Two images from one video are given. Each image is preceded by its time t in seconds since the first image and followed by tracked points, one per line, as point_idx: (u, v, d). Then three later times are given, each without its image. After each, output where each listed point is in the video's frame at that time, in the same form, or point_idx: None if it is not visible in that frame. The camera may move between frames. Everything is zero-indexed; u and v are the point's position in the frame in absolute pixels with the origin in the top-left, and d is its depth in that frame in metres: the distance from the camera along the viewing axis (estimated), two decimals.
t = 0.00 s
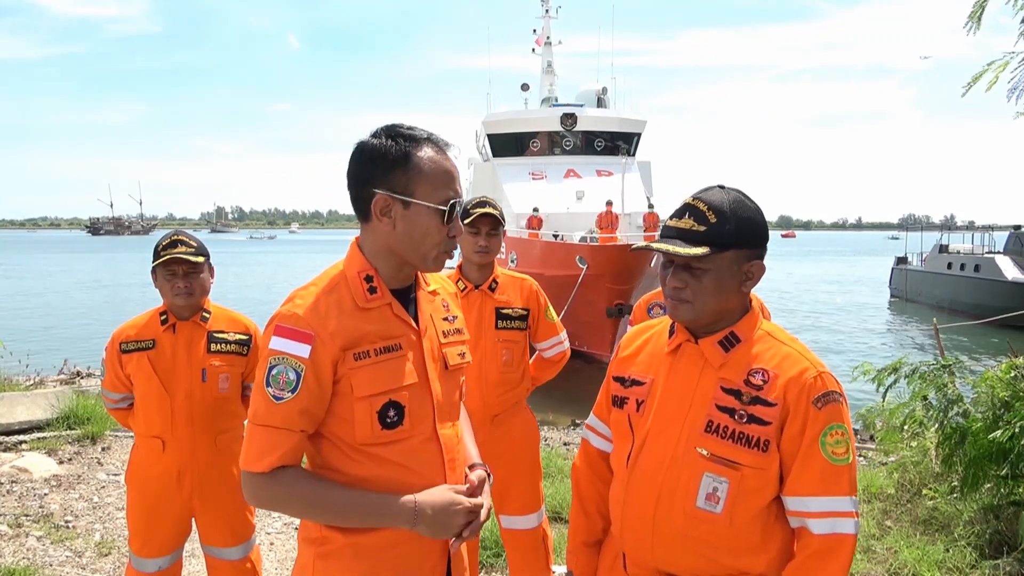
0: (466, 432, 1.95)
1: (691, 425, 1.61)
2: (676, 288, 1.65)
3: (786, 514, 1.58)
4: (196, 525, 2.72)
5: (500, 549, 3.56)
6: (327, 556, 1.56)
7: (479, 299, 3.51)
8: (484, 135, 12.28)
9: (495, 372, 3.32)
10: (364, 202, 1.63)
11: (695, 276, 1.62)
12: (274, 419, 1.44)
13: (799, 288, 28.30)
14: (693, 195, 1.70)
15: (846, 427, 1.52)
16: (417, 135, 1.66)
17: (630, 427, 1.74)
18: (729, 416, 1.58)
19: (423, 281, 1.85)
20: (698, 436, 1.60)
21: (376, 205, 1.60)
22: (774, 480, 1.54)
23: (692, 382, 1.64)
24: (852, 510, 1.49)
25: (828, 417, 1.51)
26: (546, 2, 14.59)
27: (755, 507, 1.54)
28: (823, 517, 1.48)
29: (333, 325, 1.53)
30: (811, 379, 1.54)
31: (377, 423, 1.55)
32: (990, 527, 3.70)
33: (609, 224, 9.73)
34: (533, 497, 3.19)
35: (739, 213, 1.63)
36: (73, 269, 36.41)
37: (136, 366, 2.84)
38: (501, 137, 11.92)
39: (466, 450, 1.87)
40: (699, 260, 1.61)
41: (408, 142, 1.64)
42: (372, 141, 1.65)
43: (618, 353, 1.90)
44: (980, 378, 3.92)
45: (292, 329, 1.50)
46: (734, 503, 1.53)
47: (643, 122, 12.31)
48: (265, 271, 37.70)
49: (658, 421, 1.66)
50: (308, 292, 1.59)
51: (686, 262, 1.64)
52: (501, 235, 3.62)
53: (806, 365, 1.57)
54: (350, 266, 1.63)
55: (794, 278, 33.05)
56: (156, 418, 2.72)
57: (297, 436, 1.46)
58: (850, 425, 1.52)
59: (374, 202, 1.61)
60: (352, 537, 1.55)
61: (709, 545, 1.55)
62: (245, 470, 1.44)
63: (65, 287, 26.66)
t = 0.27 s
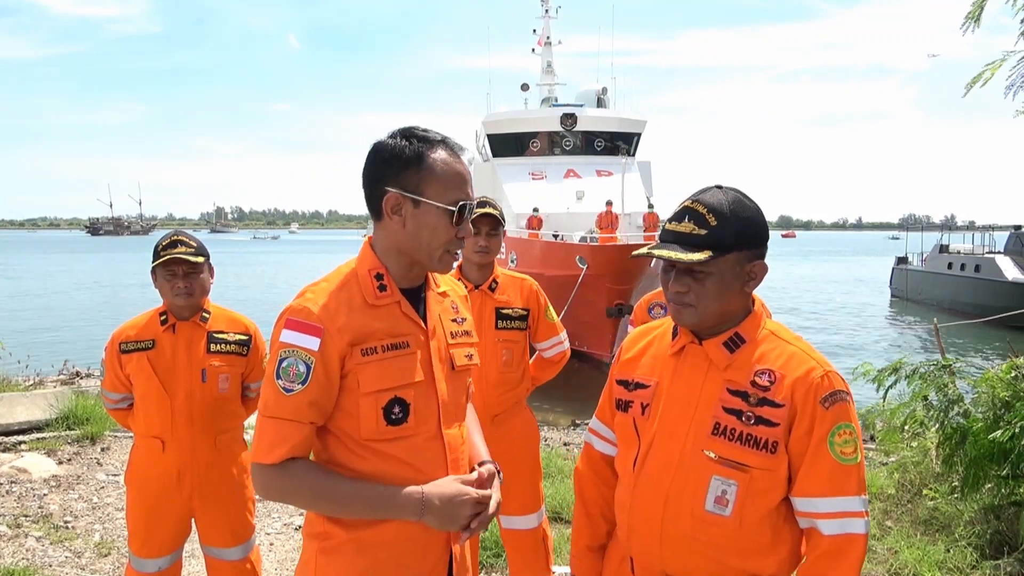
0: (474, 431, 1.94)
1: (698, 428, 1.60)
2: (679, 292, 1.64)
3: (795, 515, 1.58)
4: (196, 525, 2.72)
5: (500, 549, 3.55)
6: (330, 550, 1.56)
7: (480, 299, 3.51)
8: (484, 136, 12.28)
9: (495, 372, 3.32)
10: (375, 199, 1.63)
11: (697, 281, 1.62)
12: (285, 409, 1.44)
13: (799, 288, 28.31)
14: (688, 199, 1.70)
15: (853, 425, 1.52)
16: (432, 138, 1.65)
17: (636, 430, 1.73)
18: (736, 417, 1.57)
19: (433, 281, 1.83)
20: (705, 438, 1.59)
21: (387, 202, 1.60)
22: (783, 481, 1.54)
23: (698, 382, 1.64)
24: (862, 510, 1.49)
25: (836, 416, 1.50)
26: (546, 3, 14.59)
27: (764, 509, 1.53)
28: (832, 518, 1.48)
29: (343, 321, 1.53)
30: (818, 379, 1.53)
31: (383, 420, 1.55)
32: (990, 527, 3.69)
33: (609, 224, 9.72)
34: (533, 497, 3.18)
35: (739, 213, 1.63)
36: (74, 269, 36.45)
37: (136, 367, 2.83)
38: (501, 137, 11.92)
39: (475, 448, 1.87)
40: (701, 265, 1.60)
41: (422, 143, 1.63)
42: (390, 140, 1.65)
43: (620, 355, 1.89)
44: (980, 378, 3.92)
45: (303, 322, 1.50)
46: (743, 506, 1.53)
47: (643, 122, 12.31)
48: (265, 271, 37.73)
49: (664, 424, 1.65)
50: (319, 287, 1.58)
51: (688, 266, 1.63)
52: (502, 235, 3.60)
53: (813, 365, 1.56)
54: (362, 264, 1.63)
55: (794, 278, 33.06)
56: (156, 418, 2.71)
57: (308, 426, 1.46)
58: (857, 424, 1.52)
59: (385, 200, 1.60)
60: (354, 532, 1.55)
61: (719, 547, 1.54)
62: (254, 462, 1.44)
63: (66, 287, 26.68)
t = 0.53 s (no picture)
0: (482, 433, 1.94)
1: (706, 429, 1.60)
2: (694, 287, 1.62)
3: (803, 514, 1.59)
4: (196, 525, 2.72)
5: (500, 550, 3.55)
6: (337, 548, 1.56)
7: (480, 299, 3.51)
8: (484, 136, 12.28)
9: (496, 372, 3.32)
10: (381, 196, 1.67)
11: (712, 275, 1.60)
12: (303, 403, 1.45)
13: (799, 288, 28.31)
14: (697, 192, 1.68)
15: (860, 423, 1.52)
16: (441, 138, 1.66)
17: (640, 433, 1.72)
18: (743, 418, 1.57)
19: (444, 284, 1.84)
20: (712, 440, 1.59)
21: (386, 197, 1.64)
22: (792, 481, 1.54)
23: (705, 383, 1.63)
24: (870, 508, 1.50)
25: (843, 415, 1.51)
26: (546, 2, 14.58)
27: (774, 509, 1.53)
28: (842, 517, 1.48)
29: (357, 315, 1.54)
30: (824, 377, 1.54)
31: (393, 417, 1.55)
32: (990, 527, 3.69)
33: (609, 224, 9.71)
34: (534, 497, 3.19)
35: (748, 208, 1.63)
36: (73, 269, 36.45)
37: (136, 367, 2.83)
38: (501, 137, 11.92)
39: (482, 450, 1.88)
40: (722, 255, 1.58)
41: (429, 143, 1.65)
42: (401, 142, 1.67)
43: (620, 357, 1.88)
44: (981, 378, 3.91)
45: (318, 316, 1.51)
46: (753, 506, 1.53)
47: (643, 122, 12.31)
48: (265, 271, 37.74)
49: (672, 426, 1.65)
50: (335, 283, 1.59)
51: (702, 260, 1.61)
52: (501, 235, 3.60)
53: (818, 364, 1.56)
54: (375, 262, 1.64)
55: (794, 278, 33.05)
56: (156, 418, 2.71)
57: (322, 418, 1.46)
58: (863, 422, 1.53)
59: (386, 195, 1.64)
60: (360, 530, 1.56)
61: (729, 549, 1.54)
62: (270, 455, 1.45)
63: (66, 287, 26.70)
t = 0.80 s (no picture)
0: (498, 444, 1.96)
1: (709, 427, 1.60)
2: (699, 282, 1.61)
3: (806, 512, 1.59)
4: (196, 525, 2.72)
5: (500, 550, 3.55)
6: (331, 542, 1.57)
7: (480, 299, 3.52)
8: (484, 136, 12.28)
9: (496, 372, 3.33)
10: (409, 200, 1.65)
11: (718, 270, 1.60)
12: (314, 386, 1.48)
13: (799, 288, 28.31)
14: (702, 188, 1.69)
15: (861, 418, 1.53)
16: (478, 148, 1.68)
17: (642, 435, 1.71)
18: (746, 416, 1.58)
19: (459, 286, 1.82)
20: (716, 439, 1.59)
21: (417, 203, 1.62)
22: (796, 479, 1.54)
23: (706, 380, 1.64)
24: (874, 504, 1.50)
25: (845, 410, 1.51)
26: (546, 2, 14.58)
27: (778, 507, 1.54)
28: (847, 513, 1.48)
29: (365, 304, 1.57)
30: (825, 374, 1.54)
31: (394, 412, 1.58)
32: (991, 527, 3.70)
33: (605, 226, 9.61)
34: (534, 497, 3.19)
35: (752, 206, 1.64)
36: (73, 269, 36.44)
37: (136, 367, 2.83)
38: (501, 137, 11.92)
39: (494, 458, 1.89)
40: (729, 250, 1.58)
41: (464, 153, 1.64)
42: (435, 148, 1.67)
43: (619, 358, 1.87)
44: (981, 378, 3.91)
45: (328, 304, 1.54)
46: (758, 504, 1.54)
47: (643, 122, 12.31)
48: (265, 271, 37.75)
49: (675, 425, 1.65)
50: (346, 275, 1.63)
51: (708, 256, 1.61)
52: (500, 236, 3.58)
53: (819, 360, 1.57)
54: (390, 260, 1.68)
55: (794, 278, 33.06)
56: (156, 418, 2.72)
57: (331, 400, 1.49)
58: (865, 418, 1.53)
59: (415, 201, 1.62)
60: (354, 524, 1.56)
61: (734, 548, 1.54)
62: (285, 439, 1.49)
63: (66, 287, 26.70)
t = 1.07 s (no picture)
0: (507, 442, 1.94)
1: (708, 424, 1.60)
2: (697, 280, 1.61)
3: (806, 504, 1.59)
4: (196, 525, 2.72)
5: (500, 550, 3.55)
6: (319, 535, 1.57)
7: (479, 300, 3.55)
8: (484, 136, 12.28)
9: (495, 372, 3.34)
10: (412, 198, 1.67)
11: (715, 268, 1.60)
12: (322, 383, 1.47)
13: (799, 288, 28.31)
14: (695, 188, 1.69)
15: (859, 409, 1.54)
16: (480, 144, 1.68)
17: (642, 436, 1.70)
18: (745, 411, 1.58)
19: (466, 289, 1.81)
20: (716, 435, 1.59)
21: (420, 200, 1.64)
22: (797, 472, 1.54)
23: (704, 378, 1.63)
24: (874, 495, 1.50)
25: (843, 402, 1.52)
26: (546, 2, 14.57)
27: (780, 501, 1.54)
28: (847, 504, 1.49)
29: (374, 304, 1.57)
30: (822, 367, 1.55)
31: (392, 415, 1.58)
32: (991, 528, 3.69)
33: (606, 225, 9.67)
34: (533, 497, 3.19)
35: (746, 205, 1.65)
36: (73, 269, 36.43)
37: (135, 367, 2.83)
38: (501, 137, 11.92)
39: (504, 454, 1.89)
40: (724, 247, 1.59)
41: (464, 150, 1.65)
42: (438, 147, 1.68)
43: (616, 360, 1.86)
44: (981, 379, 3.91)
45: (337, 302, 1.54)
46: (760, 499, 1.53)
47: (643, 122, 12.31)
48: (265, 271, 37.74)
49: (675, 424, 1.64)
50: (356, 274, 1.63)
51: (705, 254, 1.61)
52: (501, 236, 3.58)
53: (815, 353, 1.58)
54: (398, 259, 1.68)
55: (794, 279, 33.04)
56: (156, 418, 2.72)
57: (342, 396, 1.48)
58: (862, 409, 1.53)
59: (418, 198, 1.64)
60: (341, 518, 1.56)
61: (738, 543, 1.54)
62: (297, 436, 1.48)
63: (66, 287, 26.70)
